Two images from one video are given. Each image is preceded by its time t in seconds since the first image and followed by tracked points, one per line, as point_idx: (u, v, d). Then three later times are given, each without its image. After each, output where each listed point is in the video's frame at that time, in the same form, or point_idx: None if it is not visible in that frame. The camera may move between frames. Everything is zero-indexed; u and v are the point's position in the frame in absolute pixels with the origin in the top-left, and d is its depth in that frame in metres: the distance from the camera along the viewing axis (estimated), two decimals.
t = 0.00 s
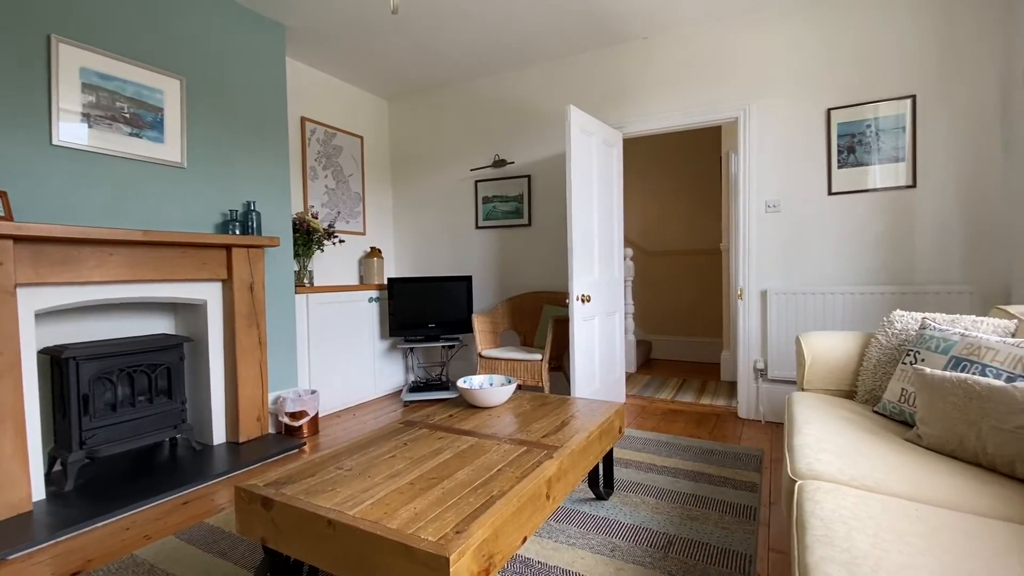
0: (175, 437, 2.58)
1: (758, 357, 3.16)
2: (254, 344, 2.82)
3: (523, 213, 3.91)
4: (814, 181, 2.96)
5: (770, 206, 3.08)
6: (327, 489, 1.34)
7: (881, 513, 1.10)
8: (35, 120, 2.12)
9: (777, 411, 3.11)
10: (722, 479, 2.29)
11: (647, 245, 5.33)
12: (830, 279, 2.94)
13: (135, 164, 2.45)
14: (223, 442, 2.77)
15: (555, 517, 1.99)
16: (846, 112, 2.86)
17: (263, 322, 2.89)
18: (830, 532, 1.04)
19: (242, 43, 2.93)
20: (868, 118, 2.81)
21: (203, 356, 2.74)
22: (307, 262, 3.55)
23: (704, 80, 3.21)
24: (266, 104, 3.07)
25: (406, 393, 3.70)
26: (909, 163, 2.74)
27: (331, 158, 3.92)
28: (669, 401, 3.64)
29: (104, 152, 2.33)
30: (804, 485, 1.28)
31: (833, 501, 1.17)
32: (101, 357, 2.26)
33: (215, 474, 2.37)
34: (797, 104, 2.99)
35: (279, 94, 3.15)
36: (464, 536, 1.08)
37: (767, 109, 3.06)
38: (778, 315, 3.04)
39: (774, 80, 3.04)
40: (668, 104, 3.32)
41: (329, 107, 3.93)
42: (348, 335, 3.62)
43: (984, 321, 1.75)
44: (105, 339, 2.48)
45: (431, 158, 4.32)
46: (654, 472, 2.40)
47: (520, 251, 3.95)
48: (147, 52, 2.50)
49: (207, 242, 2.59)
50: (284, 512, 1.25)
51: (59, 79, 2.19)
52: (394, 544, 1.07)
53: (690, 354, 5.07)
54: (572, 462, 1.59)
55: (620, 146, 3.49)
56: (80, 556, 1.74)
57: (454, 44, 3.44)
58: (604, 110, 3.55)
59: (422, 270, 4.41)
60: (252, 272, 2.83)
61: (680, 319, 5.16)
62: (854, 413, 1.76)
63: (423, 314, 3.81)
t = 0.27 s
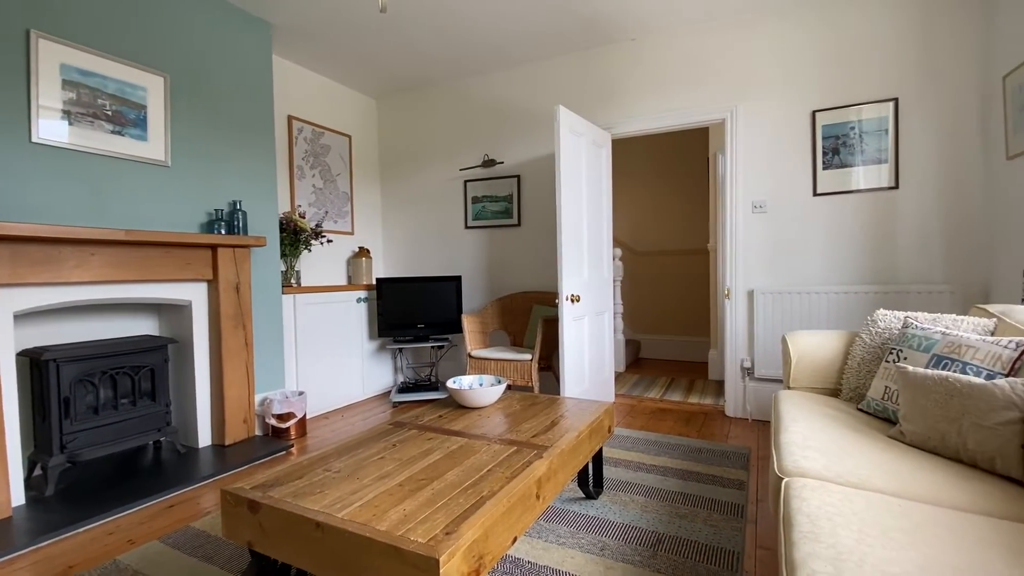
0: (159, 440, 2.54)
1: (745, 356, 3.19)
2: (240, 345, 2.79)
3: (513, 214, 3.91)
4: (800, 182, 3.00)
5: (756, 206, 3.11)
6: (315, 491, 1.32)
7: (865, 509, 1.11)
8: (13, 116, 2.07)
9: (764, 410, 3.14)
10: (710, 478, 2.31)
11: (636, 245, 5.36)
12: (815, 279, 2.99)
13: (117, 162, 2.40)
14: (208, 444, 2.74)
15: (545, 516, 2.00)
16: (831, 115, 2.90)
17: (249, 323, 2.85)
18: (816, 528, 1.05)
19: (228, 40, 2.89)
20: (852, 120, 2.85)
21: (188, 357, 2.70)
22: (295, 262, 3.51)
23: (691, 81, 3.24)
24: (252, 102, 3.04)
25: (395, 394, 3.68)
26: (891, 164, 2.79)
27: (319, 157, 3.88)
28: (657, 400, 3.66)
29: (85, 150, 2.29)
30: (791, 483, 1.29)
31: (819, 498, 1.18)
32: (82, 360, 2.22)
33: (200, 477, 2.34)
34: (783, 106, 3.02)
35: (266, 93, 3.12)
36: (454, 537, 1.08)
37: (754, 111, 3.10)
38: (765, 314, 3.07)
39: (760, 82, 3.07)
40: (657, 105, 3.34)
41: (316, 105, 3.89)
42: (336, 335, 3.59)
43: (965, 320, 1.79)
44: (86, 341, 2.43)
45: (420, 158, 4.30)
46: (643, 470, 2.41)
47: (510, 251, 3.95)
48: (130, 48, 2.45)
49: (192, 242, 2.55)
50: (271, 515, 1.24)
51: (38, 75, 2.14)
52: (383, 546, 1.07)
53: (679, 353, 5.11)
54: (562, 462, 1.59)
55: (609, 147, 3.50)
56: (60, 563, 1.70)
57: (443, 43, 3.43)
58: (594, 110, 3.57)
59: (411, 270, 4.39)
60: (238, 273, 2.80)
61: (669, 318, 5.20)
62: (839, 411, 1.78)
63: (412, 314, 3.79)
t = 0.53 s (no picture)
0: (143, 443, 2.50)
1: (733, 355, 3.22)
2: (226, 346, 2.75)
3: (502, 213, 3.91)
4: (786, 183, 3.04)
5: (743, 207, 3.15)
6: (303, 493, 1.31)
7: (849, 506, 1.13)
8: None
9: (751, 408, 3.18)
10: (698, 476, 2.33)
11: (625, 245, 5.39)
12: (801, 278, 3.02)
13: (100, 160, 2.36)
14: (194, 447, 2.70)
15: (535, 516, 2.00)
16: (816, 117, 2.94)
17: (235, 323, 2.82)
18: (802, 525, 1.07)
19: (213, 37, 2.85)
20: (836, 122, 2.90)
21: (172, 359, 2.66)
22: (282, 262, 3.47)
23: (679, 82, 3.27)
24: (238, 101, 3.00)
25: (385, 395, 3.66)
26: (875, 166, 2.84)
27: (306, 156, 3.85)
28: (646, 399, 3.68)
29: (66, 148, 2.24)
30: (778, 480, 1.31)
31: (805, 494, 1.20)
32: (63, 362, 2.18)
33: (185, 480, 2.31)
34: (769, 107, 3.06)
35: (252, 91, 3.08)
36: (444, 538, 1.07)
37: (741, 112, 3.13)
38: (752, 314, 3.11)
39: (747, 84, 3.11)
40: (645, 106, 3.36)
41: (304, 103, 3.86)
42: (324, 336, 3.55)
43: (946, 319, 1.82)
44: (67, 342, 2.38)
45: (409, 157, 4.28)
46: (633, 469, 2.42)
47: (499, 251, 3.95)
48: (113, 44, 2.41)
49: (176, 242, 2.51)
50: (258, 518, 1.22)
51: (17, 71, 2.09)
52: (372, 548, 1.06)
53: (668, 353, 5.15)
54: (552, 462, 1.59)
55: (598, 147, 3.51)
56: (41, 569, 1.67)
57: (433, 43, 3.41)
58: (583, 111, 3.58)
59: (400, 270, 4.36)
60: (224, 273, 2.76)
61: (657, 318, 5.24)
62: (825, 408, 1.81)
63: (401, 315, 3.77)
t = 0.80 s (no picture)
0: (126, 446, 2.45)
1: (720, 354, 3.25)
2: (212, 347, 2.71)
3: (492, 214, 3.90)
4: (772, 185, 3.08)
5: (730, 208, 3.18)
6: (291, 496, 1.30)
7: (835, 502, 1.15)
8: None
9: (738, 406, 3.21)
10: (687, 474, 2.35)
11: (613, 245, 5.42)
12: (787, 278, 3.06)
13: (81, 159, 2.31)
14: (178, 450, 2.65)
15: (525, 516, 2.00)
16: (801, 119, 2.98)
17: (221, 324, 2.78)
18: (789, 522, 1.08)
19: (198, 34, 2.81)
20: (821, 124, 2.94)
21: (156, 361, 2.62)
22: (268, 262, 3.43)
23: (667, 84, 3.29)
24: (223, 99, 2.96)
25: (373, 396, 3.63)
26: (858, 167, 2.88)
27: (293, 155, 3.81)
28: (635, 398, 3.70)
29: (46, 146, 2.19)
30: (765, 478, 1.32)
31: (791, 492, 1.21)
32: (43, 364, 2.13)
33: (170, 484, 2.27)
34: (755, 109, 3.09)
35: (238, 88, 3.04)
36: (433, 540, 1.07)
37: (727, 114, 3.16)
38: (739, 314, 3.14)
39: (733, 86, 3.14)
40: (634, 107, 3.38)
41: (290, 102, 3.82)
42: (312, 337, 3.52)
43: (927, 318, 1.86)
44: (47, 344, 2.33)
45: (397, 157, 4.25)
46: (622, 468, 2.43)
47: (489, 251, 3.94)
48: (94, 40, 2.36)
49: (160, 242, 2.47)
50: (244, 522, 1.21)
51: None
52: (361, 550, 1.05)
53: (656, 352, 5.18)
54: (541, 462, 1.59)
55: (587, 148, 3.53)
56: None
57: (421, 42, 3.40)
58: (572, 111, 3.59)
59: (388, 270, 4.34)
60: (209, 274, 2.72)
61: (646, 318, 5.27)
62: (811, 407, 1.83)
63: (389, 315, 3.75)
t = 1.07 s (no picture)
0: (108, 450, 2.41)
1: (708, 353, 3.28)
2: (197, 349, 2.67)
3: (481, 213, 3.90)
4: (758, 185, 3.11)
5: (717, 209, 3.21)
6: (278, 499, 1.28)
7: (820, 499, 1.17)
8: None
9: (726, 405, 3.24)
10: (676, 473, 2.37)
11: (602, 246, 5.44)
12: (773, 278, 3.10)
13: (61, 157, 2.26)
14: (162, 453, 2.61)
15: (514, 516, 2.00)
16: (787, 120, 3.02)
17: (206, 325, 2.74)
18: (776, 519, 1.09)
19: (182, 30, 2.77)
20: (806, 126, 2.98)
21: (139, 363, 2.57)
22: (254, 262, 3.39)
23: (656, 85, 3.31)
24: (208, 97, 2.92)
25: (362, 397, 3.61)
26: (842, 169, 2.93)
27: (280, 154, 3.77)
28: (624, 397, 3.72)
29: (24, 143, 2.14)
30: (752, 475, 1.34)
31: (778, 489, 1.23)
32: (21, 367, 2.08)
33: (153, 488, 2.23)
34: (742, 111, 3.13)
35: (223, 86, 3.00)
36: (423, 541, 1.06)
37: (715, 115, 3.19)
38: (726, 313, 3.17)
39: (720, 87, 3.17)
40: (622, 108, 3.40)
41: (277, 100, 3.77)
42: (299, 338, 3.48)
43: (909, 317, 1.89)
44: (26, 346, 2.28)
45: (386, 156, 4.23)
46: (611, 468, 2.44)
47: (478, 251, 3.94)
48: (74, 36, 2.31)
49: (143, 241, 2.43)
50: (230, 526, 1.19)
51: None
52: (349, 553, 1.04)
53: (645, 352, 5.22)
54: (531, 461, 1.59)
55: (576, 148, 3.53)
56: None
57: (409, 41, 3.38)
58: (561, 112, 3.59)
59: (377, 270, 4.31)
60: (194, 274, 2.68)
61: (634, 318, 5.30)
62: (797, 405, 1.86)
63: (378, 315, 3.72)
